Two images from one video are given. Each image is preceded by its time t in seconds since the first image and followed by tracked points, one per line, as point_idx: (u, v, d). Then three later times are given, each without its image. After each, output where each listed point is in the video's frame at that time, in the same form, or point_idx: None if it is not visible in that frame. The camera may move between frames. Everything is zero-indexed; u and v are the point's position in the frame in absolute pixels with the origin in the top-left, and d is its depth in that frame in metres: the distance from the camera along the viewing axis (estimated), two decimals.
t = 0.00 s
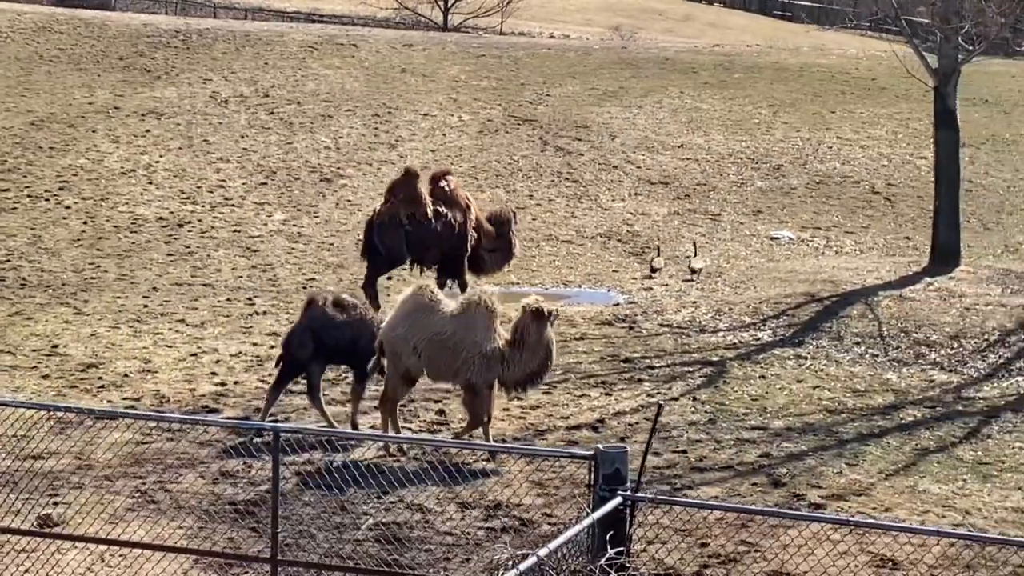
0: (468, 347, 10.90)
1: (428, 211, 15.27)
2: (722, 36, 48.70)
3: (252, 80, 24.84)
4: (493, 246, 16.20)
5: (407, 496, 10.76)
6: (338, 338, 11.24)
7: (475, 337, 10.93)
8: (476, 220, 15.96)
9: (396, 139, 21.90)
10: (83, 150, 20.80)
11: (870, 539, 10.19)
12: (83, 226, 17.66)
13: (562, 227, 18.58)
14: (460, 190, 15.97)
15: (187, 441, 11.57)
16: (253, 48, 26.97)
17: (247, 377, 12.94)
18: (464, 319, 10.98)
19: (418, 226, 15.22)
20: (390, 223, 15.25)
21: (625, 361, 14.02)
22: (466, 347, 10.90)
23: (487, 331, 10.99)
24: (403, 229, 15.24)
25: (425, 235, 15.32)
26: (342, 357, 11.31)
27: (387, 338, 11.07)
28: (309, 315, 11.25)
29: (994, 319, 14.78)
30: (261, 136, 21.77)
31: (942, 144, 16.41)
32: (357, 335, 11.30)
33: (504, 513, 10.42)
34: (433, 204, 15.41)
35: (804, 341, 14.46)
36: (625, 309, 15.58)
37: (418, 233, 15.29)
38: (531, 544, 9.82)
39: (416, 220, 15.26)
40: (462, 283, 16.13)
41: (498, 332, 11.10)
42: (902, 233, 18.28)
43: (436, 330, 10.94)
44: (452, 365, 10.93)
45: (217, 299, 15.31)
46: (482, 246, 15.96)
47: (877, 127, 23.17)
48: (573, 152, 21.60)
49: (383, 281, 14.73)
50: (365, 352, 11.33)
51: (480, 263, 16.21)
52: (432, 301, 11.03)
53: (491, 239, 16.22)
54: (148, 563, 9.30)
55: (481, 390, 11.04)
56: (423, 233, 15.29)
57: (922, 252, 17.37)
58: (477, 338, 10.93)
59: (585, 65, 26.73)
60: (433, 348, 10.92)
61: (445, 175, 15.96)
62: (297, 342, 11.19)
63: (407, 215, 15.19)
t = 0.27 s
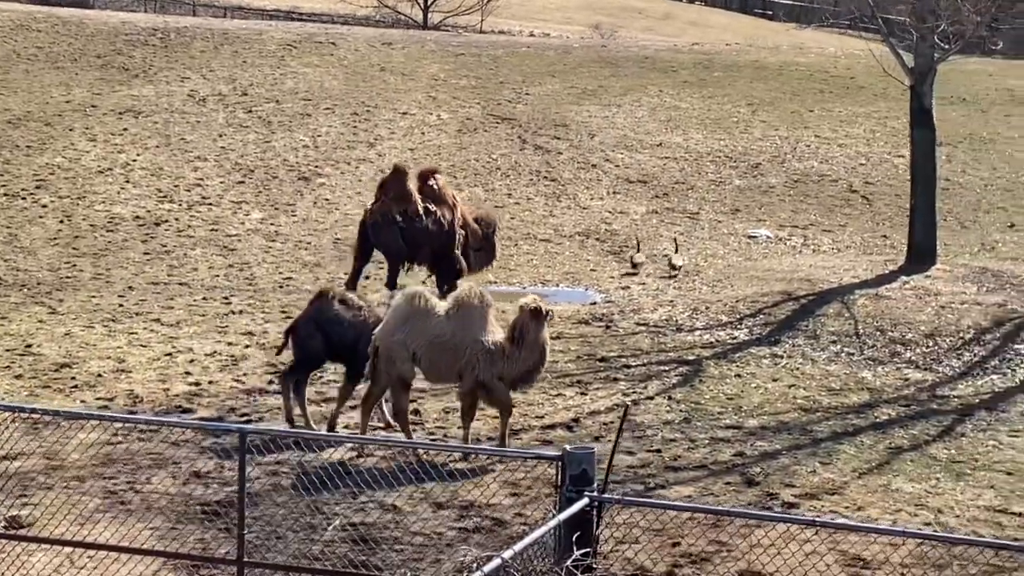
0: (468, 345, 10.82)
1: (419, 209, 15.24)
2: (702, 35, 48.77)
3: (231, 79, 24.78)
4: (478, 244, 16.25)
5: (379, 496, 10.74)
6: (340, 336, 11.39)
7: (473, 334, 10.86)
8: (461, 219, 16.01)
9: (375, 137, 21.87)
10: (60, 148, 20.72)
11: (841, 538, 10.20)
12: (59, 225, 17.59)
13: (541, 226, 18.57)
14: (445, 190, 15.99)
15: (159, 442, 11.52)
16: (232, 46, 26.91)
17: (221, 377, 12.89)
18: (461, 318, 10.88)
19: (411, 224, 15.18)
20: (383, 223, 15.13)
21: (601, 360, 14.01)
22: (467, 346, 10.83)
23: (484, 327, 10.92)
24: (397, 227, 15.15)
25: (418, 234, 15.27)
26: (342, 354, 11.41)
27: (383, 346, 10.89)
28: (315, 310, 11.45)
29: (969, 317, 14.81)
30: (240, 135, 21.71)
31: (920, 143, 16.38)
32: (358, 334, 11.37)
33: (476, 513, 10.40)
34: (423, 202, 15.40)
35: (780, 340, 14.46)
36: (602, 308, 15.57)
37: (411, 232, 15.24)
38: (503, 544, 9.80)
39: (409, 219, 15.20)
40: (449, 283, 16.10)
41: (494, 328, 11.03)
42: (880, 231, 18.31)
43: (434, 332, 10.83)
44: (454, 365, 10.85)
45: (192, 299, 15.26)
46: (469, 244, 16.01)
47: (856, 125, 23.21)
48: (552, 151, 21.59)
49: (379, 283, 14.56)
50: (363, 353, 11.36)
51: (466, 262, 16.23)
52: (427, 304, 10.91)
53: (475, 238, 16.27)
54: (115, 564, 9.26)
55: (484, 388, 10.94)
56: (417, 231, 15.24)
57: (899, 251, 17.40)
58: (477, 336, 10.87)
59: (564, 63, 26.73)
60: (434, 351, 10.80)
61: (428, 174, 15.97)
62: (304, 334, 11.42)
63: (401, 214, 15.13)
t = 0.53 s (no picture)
0: (467, 343, 10.72)
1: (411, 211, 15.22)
2: (687, 33, 48.77)
3: (211, 77, 24.73)
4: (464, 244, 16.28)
5: (353, 496, 10.72)
6: (344, 334, 11.37)
7: (473, 333, 10.75)
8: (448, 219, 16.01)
9: (356, 136, 21.84)
10: (39, 147, 20.66)
11: (815, 537, 10.19)
12: (38, 224, 17.54)
13: (521, 225, 18.55)
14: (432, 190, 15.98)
15: (133, 443, 11.48)
16: (213, 45, 26.85)
17: (197, 377, 12.85)
18: (462, 317, 10.80)
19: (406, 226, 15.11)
20: (379, 226, 14.98)
21: (579, 359, 14.01)
22: (466, 344, 10.73)
23: (484, 327, 10.81)
24: (394, 229, 15.02)
25: (412, 235, 15.22)
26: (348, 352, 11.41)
27: (384, 342, 10.87)
28: (319, 308, 11.41)
29: (947, 315, 14.83)
30: (220, 134, 21.67)
31: (897, 141, 16.57)
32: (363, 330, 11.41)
33: (450, 513, 10.38)
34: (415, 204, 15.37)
35: (758, 339, 14.46)
36: (581, 306, 15.56)
37: (407, 233, 15.17)
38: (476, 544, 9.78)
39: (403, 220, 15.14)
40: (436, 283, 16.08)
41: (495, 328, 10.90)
42: (860, 230, 18.33)
43: (434, 329, 10.77)
44: (453, 363, 10.75)
45: (170, 298, 15.21)
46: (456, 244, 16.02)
47: (837, 124, 23.24)
48: (533, 150, 21.57)
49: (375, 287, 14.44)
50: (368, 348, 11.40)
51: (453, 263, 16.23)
52: (430, 301, 10.86)
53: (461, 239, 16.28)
54: (85, 564, 9.23)
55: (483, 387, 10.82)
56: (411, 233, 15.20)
57: (879, 249, 17.41)
58: (478, 335, 10.76)
59: (546, 62, 26.72)
60: (435, 348, 10.74)
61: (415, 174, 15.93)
62: (308, 333, 11.35)
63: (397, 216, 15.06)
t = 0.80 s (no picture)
0: (467, 343, 10.70)
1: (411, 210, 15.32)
2: (677, 33, 48.76)
3: (197, 77, 24.70)
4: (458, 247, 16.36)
5: (329, 496, 10.70)
6: (350, 335, 11.34)
7: (471, 332, 10.73)
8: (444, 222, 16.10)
9: (341, 136, 21.83)
10: (23, 147, 20.63)
11: (790, 536, 10.18)
12: (21, 224, 17.52)
13: (505, 224, 18.54)
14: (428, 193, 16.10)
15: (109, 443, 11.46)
16: (199, 45, 26.83)
17: (177, 377, 12.84)
18: (460, 316, 10.77)
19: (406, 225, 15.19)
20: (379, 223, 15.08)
21: (560, 359, 14.00)
22: (466, 343, 10.70)
23: (481, 325, 10.78)
24: (393, 227, 15.10)
25: (411, 233, 15.29)
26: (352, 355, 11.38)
27: (385, 345, 10.83)
28: (326, 309, 11.31)
29: (928, 314, 14.83)
30: (206, 134, 21.65)
31: (880, 141, 16.64)
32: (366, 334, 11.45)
33: (426, 513, 10.37)
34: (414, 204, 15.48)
35: (739, 338, 14.46)
36: (564, 306, 15.55)
37: (406, 232, 15.23)
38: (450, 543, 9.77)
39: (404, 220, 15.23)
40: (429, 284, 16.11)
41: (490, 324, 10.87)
42: (844, 229, 18.33)
43: (434, 331, 10.75)
44: (453, 362, 10.74)
45: (152, 298, 15.20)
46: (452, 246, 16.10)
47: (823, 123, 23.25)
48: (518, 149, 21.56)
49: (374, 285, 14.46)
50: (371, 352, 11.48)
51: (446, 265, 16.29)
52: (430, 302, 10.80)
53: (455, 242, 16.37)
54: (56, 564, 9.22)
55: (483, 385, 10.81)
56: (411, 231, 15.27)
57: (863, 248, 17.41)
58: (476, 333, 10.74)
59: (533, 62, 26.71)
60: (437, 349, 10.72)
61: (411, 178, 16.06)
62: (317, 333, 11.21)
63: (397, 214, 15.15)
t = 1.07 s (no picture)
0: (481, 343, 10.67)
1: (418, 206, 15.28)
2: (676, 32, 48.72)
3: (193, 77, 24.71)
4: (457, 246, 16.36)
5: (318, 496, 10.69)
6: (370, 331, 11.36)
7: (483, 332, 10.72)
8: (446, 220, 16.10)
9: (336, 136, 21.82)
10: (19, 146, 20.64)
11: (777, 537, 10.17)
12: (16, 224, 17.53)
13: (500, 224, 18.53)
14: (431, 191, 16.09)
15: (98, 444, 11.44)
16: (195, 44, 26.83)
17: (168, 377, 12.84)
18: (474, 317, 10.70)
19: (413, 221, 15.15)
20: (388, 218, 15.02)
21: (552, 359, 13.99)
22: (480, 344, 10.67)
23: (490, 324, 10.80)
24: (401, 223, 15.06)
25: (418, 230, 15.27)
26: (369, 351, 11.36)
27: (400, 347, 10.63)
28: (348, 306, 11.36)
29: (921, 315, 14.81)
30: (201, 133, 21.65)
31: (874, 140, 16.62)
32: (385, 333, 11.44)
33: (414, 513, 10.37)
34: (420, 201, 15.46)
35: (732, 338, 14.44)
36: (557, 306, 15.54)
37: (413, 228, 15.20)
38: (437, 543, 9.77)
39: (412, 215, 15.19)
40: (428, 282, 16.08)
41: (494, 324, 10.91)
42: (838, 229, 18.31)
43: (449, 331, 10.63)
44: (468, 364, 10.67)
45: (145, 298, 15.20)
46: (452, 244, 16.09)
47: (819, 123, 23.22)
48: (513, 149, 21.55)
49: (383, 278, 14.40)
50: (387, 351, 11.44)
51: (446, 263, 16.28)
52: (442, 304, 10.69)
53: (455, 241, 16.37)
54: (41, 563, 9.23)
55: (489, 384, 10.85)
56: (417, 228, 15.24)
57: (857, 249, 17.38)
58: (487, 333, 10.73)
59: (529, 61, 26.70)
60: (453, 350, 10.62)
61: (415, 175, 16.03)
62: (339, 328, 11.27)
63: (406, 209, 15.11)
